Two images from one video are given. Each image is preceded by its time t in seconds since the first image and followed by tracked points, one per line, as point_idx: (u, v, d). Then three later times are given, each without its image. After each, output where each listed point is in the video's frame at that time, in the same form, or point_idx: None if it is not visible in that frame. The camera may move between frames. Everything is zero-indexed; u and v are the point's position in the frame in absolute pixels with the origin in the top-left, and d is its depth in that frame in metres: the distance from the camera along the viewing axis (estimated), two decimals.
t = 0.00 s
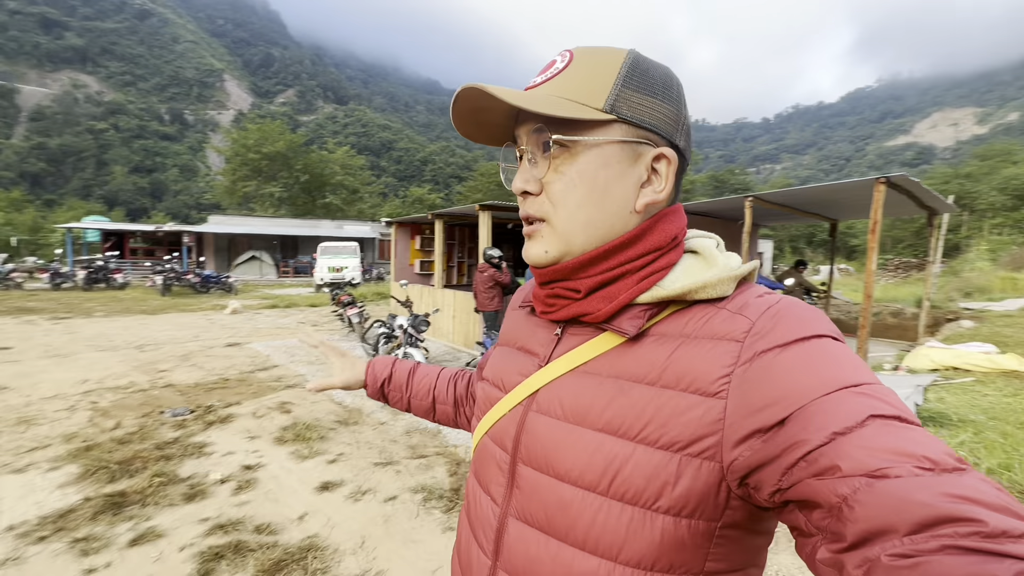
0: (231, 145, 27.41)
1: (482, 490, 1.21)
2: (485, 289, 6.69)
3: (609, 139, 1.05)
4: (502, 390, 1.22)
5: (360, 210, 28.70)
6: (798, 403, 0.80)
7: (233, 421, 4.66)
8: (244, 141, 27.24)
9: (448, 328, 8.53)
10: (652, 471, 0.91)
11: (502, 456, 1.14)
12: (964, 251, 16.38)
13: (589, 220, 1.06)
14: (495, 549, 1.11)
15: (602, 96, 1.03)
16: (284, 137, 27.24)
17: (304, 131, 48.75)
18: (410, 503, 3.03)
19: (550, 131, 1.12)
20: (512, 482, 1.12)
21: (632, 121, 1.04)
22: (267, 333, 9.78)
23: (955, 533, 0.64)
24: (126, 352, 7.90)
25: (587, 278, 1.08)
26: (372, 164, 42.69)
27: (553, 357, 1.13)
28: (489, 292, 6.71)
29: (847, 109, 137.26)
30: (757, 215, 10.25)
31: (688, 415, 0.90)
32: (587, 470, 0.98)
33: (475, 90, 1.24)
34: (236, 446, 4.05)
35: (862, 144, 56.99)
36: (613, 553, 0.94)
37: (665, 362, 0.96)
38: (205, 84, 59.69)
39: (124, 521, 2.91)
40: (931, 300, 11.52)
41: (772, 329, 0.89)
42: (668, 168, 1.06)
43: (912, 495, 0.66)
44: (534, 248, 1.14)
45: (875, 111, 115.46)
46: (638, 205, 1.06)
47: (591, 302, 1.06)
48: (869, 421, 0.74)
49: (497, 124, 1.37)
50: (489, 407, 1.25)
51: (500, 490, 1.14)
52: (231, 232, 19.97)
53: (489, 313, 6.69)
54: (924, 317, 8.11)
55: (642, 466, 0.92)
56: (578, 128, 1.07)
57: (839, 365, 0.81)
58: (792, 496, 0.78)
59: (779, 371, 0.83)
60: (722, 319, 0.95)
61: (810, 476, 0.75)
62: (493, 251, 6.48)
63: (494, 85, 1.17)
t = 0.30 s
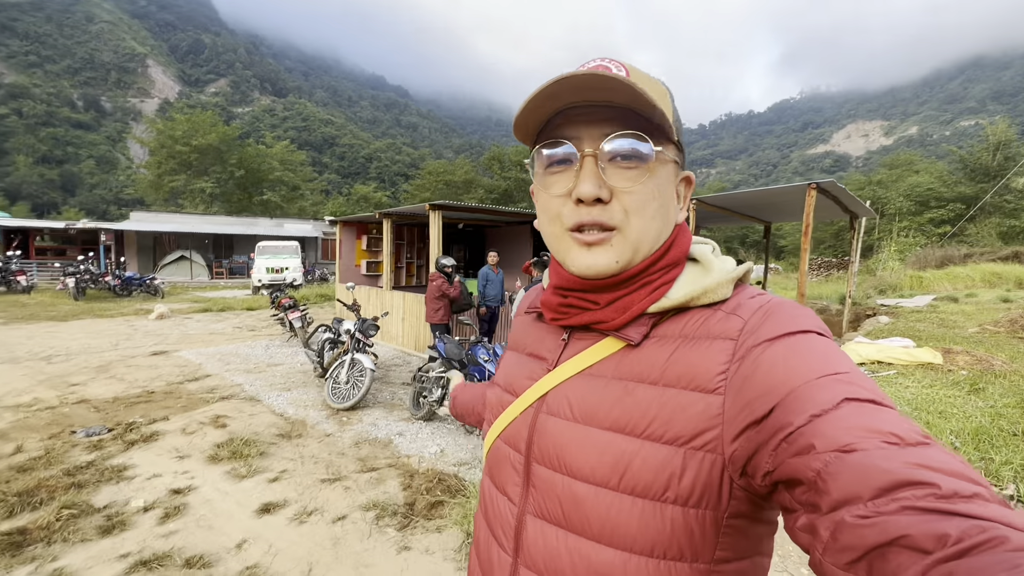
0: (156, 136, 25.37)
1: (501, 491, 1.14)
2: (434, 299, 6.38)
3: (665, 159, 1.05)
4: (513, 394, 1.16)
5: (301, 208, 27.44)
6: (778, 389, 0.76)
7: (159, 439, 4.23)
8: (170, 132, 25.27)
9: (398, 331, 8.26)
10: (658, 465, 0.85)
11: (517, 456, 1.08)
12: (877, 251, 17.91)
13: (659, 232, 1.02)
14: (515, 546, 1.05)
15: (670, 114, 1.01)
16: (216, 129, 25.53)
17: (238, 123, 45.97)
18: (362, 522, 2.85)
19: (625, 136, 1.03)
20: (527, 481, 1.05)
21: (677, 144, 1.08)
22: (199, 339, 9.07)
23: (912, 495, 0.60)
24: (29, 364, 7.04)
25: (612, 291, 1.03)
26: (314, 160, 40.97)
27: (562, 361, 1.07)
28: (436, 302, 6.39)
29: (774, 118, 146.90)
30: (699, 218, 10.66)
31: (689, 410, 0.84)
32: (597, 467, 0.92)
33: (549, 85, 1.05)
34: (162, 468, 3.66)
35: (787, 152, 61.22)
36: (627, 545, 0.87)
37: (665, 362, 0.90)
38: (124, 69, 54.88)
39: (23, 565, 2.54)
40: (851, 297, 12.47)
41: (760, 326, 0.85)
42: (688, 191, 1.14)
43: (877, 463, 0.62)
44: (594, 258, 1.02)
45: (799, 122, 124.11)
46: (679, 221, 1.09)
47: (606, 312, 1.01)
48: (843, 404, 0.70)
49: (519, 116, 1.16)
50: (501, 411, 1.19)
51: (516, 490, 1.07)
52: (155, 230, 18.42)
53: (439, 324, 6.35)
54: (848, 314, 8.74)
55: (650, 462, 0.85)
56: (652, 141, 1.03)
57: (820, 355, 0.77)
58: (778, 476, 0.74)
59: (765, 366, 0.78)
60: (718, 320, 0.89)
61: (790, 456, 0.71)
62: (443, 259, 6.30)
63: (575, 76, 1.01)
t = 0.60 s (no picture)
0: (149, 113, 24.88)
1: (493, 491, 1.05)
2: (428, 287, 6.30)
3: (649, 173, 1.02)
4: (504, 399, 1.09)
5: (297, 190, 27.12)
6: (751, 384, 0.73)
7: (143, 425, 4.14)
8: (164, 109, 24.76)
9: (391, 319, 8.19)
10: (643, 464, 0.79)
11: (507, 458, 1.01)
12: (873, 248, 17.93)
13: (647, 242, 0.98)
14: (509, 545, 0.97)
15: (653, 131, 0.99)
16: (210, 107, 25.06)
17: (233, 103, 45.22)
18: (346, 516, 2.80)
19: (613, 151, 1.00)
20: (519, 481, 0.98)
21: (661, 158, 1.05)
22: (189, 322, 8.94)
23: (874, 471, 0.59)
24: (13, 344, 6.90)
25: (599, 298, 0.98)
26: (311, 142, 40.42)
27: (549, 367, 1.01)
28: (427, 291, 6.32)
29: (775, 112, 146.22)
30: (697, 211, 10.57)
31: (670, 410, 0.79)
32: (584, 467, 0.86)
33: (543, 103, 1.04)
34: (145, 455, 3.59)
35: (787, 147, 61.08)
36: (615, 541, 0.82)
37: (647, 365, 0.85)
38: (117, 43, 53.72)
39: None
40: (846, 294, 12.46)
41: (736, 327, 0.81)
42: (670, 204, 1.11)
43: (839, 444, 0.61)
44: (583, 267, 0.98)
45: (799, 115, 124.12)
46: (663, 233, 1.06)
47: (595, 318, 0.95)
48: (809, 394, 0.68)
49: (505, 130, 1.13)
50: (491, 418, 1.12)
51: (508, 491, 1.00)
52: (147, 209, 18.12)
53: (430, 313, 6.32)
54: (843, 311, 8.72)
55: (636, 461, 0.80)
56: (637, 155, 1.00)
57: (788, 349, 0.75)
58: (753, 467, 0.70)
59: (742, 363, 0.75)
60: (698, 324, 0.85)
61: (762, 446, 0.69)
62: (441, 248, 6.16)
63: (565, 94, 0.99)
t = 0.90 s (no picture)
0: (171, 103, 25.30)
1: (481, 501, 0.99)
2: (444, 284, 6.25)
3: (632, 179, 0.99)
4: (494, 408, 1.03)
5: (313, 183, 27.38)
6: (738, 387, 0.72)
7: (151, 413, 4.18)
8: (185, 100, 25.16)
9: (400, 314, 8.20)
10: (634, 471, 0.76)
11: (497, 467, 0.96)
12: (894, 255, 17.55)
13: (624, 247, 0.96)
14: (496, 557, 0.92)
15: (635, 139, 0.96)
16: (230, 99, 25.37)
17: (254, 95, 45.79)
18: (345, 512, 2.78)
19: (587, 158, 0.98)
20: (509, 490, 0.93)
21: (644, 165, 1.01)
22: (203, 311, 9.07)
23: (859, 473, 0.56)
24: (33, 328, 7.05)
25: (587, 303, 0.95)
26: (328, 135, 40.78)
27: (538, 374, 0.97)
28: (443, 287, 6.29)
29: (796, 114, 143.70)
30: (714, 213, 10.41)
31: (662, 417, 0.76)
32: (573, 474, 0.82)
33: (513, 113, 1.03)
34: (151, 443, 3.62)
35: (807, 149, 60.07)
36: (604, 549, 0.78)
37: (638, 373, 0.82)
38: (143, 35, 54.70)
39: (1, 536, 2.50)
40: (864, 301, 12.22)
41: (726, 331, 0.80)
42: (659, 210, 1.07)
43: (828, 447, 0.59)
44: (560, 272, 0.96)
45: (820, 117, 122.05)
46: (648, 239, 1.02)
47: (583, 324, 0.92)
48: (797, 397, 0.67)
49: (488, 142, 1.14)
50: (479, 428, 1.07)
51: (497, 500, 0.95)
52: (166, 198, 18.42)
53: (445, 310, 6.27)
54: (860, 319, 8.53)
55: (626, 467, 0.77)
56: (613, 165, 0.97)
57: (779, 357, 0.73)
58: (744, 471, 0.68)
59: (731, 366, 0.74)
60: (688, 328, 0.83)
61: (751, 449, 0.67)
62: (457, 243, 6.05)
63: (534, 105, 0.99)
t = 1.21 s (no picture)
0: (185, 104, 25.65)
1: (465, 497, 1.03)
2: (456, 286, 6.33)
3: (585, 176, 1.00)
4: (477, 402, 1.06)
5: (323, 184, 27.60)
6: (720, 379, 0.76)
7: (158, 409, 4.23)
8: (199, 101, 25.48)
9: (406, 314, 8.24)
10: (621, 463, 0.81)
11: (481, 462, 0.99)
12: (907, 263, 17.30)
13: (579, 247, 0.99)
14: (480, 552, 0.95)
15: (580, 132, 0.96)
16: (243, 101, 25.66)
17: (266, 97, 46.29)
18: (347, 510, 2.79)
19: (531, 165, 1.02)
20: (495, 486, 0.97)
21: (604, 155, 1.00)
22: (212, 309, 9.17)
23: (846, 460, 0.60)
24: (47, 324, 7.16)
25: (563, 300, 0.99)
26: (339, 137, 41.13)
27: (524, 368, 1.00)
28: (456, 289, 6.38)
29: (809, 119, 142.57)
30: (723, 218, 10.34)
31: (648, 409, 0.81)
32: (561, 467, 0.86)
33: (457, 134, 1.10)
34: (159, 438, 3.66)
35: (820, 155, 59.59)
36: (591, 541, 0.82)
37: (624, 364, 0.87)
38: (159, 37, 55.57)
39: (11, 526, 2.54)
40: (876, 309, 12.06)
41: (711, 322, 0.85)
42: (632, 196, 1.06)
43: (816, 436, 0.63)
44: (522, 280, 1.03)
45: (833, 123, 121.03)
46: (615, 229, 1.03)
47: (565, 318, 0.96)
48: (781, 386, 0.70)
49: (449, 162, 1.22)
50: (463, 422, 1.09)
51: (483, 495, 0.99)
52: (179, 198, 18.65)
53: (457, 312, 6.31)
54: (871, 327, 8.42)
55: (612, 461, 0.82)
56: (560, 165, 0.98)
57: (762, 347, 0.78)
58: (731, 462, 0.72)
59: (715, 357, 0.78)
60: (671, 320, 0.88)
61: (739, 439, 0.71)
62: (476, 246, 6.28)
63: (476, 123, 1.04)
